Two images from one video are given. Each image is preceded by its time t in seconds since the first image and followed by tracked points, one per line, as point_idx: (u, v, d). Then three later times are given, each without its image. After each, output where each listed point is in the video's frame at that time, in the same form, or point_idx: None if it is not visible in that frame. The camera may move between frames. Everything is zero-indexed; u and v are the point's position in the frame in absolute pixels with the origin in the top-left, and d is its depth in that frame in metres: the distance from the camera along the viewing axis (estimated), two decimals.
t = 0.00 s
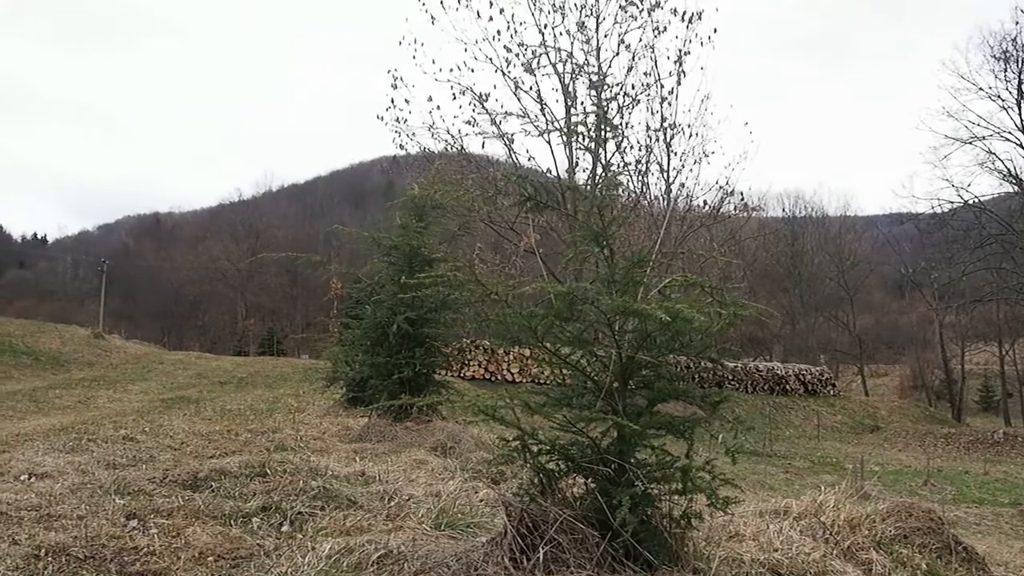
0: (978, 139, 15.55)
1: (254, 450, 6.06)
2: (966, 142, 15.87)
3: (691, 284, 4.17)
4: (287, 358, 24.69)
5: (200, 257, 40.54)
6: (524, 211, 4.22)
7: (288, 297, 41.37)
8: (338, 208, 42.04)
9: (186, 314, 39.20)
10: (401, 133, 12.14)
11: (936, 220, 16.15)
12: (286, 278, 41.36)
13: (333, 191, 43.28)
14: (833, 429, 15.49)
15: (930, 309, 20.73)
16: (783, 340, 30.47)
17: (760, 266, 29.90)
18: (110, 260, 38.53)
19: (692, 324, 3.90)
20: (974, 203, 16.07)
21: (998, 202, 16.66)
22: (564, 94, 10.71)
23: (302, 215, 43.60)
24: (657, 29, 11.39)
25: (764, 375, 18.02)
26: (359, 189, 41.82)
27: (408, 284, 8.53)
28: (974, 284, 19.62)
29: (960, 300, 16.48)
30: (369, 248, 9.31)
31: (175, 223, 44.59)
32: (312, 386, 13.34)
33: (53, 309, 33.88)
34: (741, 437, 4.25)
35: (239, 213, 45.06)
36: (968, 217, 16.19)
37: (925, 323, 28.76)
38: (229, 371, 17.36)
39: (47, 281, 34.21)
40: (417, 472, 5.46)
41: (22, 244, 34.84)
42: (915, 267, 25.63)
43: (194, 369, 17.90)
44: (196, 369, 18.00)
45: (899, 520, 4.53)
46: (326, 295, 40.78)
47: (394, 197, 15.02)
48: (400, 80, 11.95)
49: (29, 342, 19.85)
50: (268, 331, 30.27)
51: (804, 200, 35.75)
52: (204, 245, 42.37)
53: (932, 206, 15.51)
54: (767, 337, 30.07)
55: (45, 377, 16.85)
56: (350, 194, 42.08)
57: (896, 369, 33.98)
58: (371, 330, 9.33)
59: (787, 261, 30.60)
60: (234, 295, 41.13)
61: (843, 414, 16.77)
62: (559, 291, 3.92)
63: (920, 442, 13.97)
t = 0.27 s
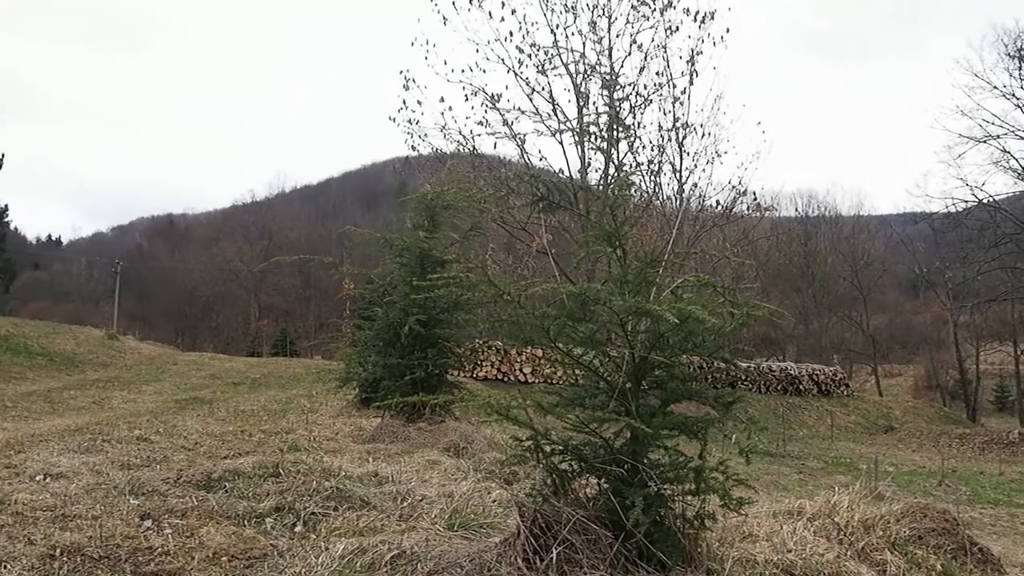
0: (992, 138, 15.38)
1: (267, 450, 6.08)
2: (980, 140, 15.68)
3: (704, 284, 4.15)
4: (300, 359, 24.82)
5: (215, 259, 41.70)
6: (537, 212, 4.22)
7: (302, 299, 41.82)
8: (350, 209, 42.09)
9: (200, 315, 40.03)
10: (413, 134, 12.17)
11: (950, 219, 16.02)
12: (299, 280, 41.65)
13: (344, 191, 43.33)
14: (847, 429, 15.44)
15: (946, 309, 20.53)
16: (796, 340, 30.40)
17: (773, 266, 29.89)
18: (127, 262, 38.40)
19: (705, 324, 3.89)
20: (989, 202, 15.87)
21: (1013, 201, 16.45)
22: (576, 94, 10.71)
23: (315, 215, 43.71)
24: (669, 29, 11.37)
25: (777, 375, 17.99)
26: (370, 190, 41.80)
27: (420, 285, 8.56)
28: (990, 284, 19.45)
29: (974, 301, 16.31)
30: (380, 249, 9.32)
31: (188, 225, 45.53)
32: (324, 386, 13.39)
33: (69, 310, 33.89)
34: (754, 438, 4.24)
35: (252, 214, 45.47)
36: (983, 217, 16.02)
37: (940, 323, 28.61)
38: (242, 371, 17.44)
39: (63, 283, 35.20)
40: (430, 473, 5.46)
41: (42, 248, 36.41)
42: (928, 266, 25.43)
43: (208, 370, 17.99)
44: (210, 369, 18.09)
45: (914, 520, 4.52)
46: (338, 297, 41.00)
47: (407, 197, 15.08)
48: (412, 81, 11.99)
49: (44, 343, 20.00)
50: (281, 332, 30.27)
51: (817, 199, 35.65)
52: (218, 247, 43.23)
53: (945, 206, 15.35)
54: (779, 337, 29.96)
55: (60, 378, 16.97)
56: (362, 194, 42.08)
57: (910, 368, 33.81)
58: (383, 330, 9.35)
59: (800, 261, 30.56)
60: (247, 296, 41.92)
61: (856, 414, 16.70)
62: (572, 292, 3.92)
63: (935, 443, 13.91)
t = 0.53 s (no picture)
0: (1003, 136, 15.27)
1: (277, 450, 6.11)
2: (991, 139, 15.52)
3: (715, 284, 4.15)
4: (310, 359, 24.90)
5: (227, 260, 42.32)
6: (547, 212, 4.22)
7: (312, 299, 41.70)
8: (360, 208, 42.17)
9: (210, 316, 40.47)
10: (423, 134, 12.21)
11: (961, 218, 16.03)
12: (309, 279, 41.65)
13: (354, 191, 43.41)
14: (857, 429, 15.40)
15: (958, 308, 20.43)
16: (807, 340, 30.37)
17: (783, 266, 29.96)
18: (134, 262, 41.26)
19: (715, 323, 3.88)
20: (1001, 201, 15.88)
21: None
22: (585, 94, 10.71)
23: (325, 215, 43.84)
24: (679, 28, 11.35)
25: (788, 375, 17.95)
26: (380, 189, 41.86)
27: (430, 285, 8.58)
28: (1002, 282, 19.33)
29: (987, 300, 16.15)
30: (390, 249, 9.35)
31: (201, 228, 46.71)
32: (334, 387, 13.43)
33: (80, 309, 37.90)
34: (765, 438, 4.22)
35: (262, 215, 45.73)
36: (994, 215, 16.03)
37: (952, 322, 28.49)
38: (253, 372, 17.50)
39: (73, 283, 39.02)
40: (440, 473, 5.46)
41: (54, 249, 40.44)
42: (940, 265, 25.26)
43: (218, 370, 18.06)
44: (220, 369, 18.17)
45: (926, 521, 4.51)
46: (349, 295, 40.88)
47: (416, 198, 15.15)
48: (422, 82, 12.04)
49: (56, 343, 20.12)
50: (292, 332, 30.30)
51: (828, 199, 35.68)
52: (228, 248, 44.00)
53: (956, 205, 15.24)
54: (790, 336, 29.90)
55: (72, 378, 17.07)
56: (372, 194, 42.14)
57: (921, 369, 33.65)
58: (394, 330, 9.36)
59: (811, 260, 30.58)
60: (258, 297, 41.84)
61: (868, 414, 16.64)
62: (582, 292, 3.92)
63: (947, 443, 13.86)
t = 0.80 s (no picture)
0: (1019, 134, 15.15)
1: (291, 450, 6.13)
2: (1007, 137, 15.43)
3: (727, 284, 4.13)
4: (322, 359, 24.99)
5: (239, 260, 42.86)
6: (559, 212, 4.22)
7: (325, 300, 41.30)
8: (372, 208, 42.33)
9: (223, 317, 41.40)
10: (436, 135, 12.23)
11: (976, 217, 16.02)
12: (322, 280, 41.29)
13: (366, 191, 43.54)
14: (871, 429, 15.35)
15: (972, 307, 20.29)
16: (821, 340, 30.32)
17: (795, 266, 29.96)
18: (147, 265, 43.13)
19: (728, 323, 3.87)
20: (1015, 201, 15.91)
21: None
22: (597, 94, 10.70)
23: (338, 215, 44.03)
24: (691, 28, 11.32)
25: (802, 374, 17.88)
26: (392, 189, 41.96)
27: (442, 286, 8.56)
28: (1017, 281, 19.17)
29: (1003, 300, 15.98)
30: (402, 249, 9.36)
31: (215, 228, 47.57)
32: (347, 387, 13.46)
33: (95, 311, 40.08)
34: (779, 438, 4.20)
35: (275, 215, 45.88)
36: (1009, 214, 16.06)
37: (967, 321, 28.28)
38: (266, 372, 17.58)
39: (87, 285, 41.29)
40: (453, 473, 5.47)
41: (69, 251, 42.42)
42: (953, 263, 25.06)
43: (231, 371, 18.14)
44: (234, 369, 18.26)
45: (940, 521, 4.50)
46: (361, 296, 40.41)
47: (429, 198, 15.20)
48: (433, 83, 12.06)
49: (70, 343, 20.25)
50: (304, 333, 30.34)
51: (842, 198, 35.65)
52: (241, 248, 44.34)
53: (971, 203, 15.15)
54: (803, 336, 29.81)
55: (87, 378, 17.18)
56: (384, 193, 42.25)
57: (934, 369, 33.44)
58: (407, 331, 9.37)
59: (824, 260, 30.38)
60: (271, 297, 41.86)
61: (882, 415, 16.57)
62: (595, 293, 3.92)
63: (962, 443, 13.80)
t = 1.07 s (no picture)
0: None
1: (302, 451, 6.15)
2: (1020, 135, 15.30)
3: (739, 284, 4.13)
4: (333, 360, 25.04)
5: (248, 260, 43.10)
6: (570, 212, 4.22)
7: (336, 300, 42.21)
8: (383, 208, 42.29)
9: (235, 318, 41.54)
10: (446, 135, 12.25)
11: (988, 216, 15.84)
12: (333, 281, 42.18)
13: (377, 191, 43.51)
14: (883, 429, 15.29)
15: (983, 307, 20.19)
16: (832, 339, 30.20)
17: (806, 266, 29.90)
18: (157, 263, 43.15)
19: (739, 323, 3.86)
20: None
21: None
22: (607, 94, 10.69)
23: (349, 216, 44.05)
24: (702, 27, 11.30)
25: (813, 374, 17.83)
26: (403, 189, 41.87)
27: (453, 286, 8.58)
28: None
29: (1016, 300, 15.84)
30: (413, 249, 9.37)
31: (226, 228, 47.55)
32: (358, 387, 13.48)
33: (107, 311, 40.38)
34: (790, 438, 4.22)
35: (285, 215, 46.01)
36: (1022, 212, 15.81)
37: (980, 321, 28.08)
38: (277, 372, 17.61)
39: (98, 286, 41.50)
40: (464, 473, 5.48)
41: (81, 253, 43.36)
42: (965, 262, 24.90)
43: (242, 371, 18.17)
44: (245, 370, 18.32)
45: (953, 522, 4.49)
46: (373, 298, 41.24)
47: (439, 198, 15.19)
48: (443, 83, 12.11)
49: (83, 344, 20.34)
50: (316, 333, 30.34)
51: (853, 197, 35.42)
52: (252, 249, 44.44)
53: (984, 202, 15.02)
54: (814, 336, 29.68)
55: (99, 378, 17.25)
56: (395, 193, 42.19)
57: (945, 369, 33.27)
58: (418, 331, 9.38)
59: (835, 259, 30.46)
60: (282, 297, 42.50)
61: (894, 415, 16.53)
62: (606, 292, 3.91)
63: (974, 443, 13.73)
